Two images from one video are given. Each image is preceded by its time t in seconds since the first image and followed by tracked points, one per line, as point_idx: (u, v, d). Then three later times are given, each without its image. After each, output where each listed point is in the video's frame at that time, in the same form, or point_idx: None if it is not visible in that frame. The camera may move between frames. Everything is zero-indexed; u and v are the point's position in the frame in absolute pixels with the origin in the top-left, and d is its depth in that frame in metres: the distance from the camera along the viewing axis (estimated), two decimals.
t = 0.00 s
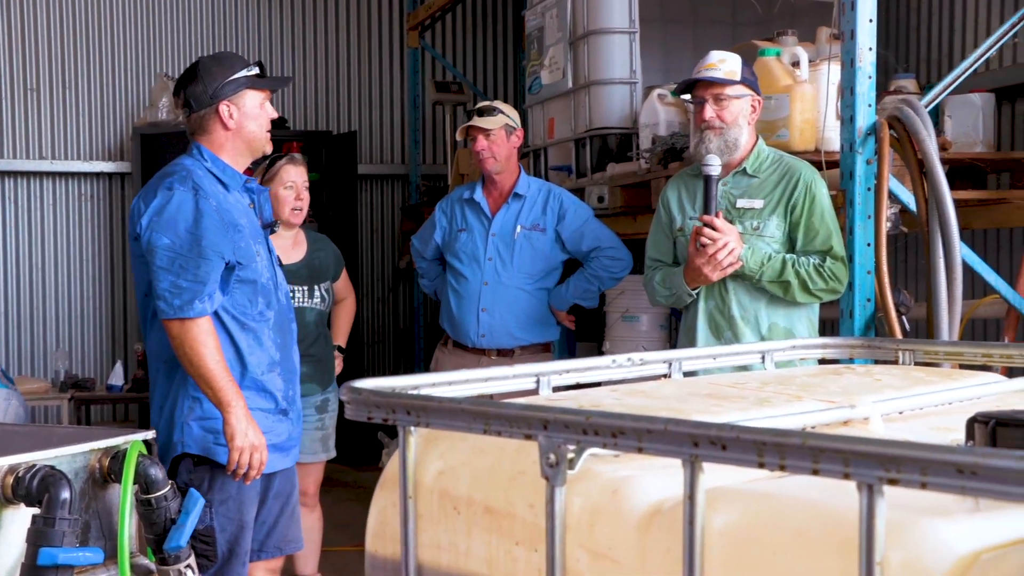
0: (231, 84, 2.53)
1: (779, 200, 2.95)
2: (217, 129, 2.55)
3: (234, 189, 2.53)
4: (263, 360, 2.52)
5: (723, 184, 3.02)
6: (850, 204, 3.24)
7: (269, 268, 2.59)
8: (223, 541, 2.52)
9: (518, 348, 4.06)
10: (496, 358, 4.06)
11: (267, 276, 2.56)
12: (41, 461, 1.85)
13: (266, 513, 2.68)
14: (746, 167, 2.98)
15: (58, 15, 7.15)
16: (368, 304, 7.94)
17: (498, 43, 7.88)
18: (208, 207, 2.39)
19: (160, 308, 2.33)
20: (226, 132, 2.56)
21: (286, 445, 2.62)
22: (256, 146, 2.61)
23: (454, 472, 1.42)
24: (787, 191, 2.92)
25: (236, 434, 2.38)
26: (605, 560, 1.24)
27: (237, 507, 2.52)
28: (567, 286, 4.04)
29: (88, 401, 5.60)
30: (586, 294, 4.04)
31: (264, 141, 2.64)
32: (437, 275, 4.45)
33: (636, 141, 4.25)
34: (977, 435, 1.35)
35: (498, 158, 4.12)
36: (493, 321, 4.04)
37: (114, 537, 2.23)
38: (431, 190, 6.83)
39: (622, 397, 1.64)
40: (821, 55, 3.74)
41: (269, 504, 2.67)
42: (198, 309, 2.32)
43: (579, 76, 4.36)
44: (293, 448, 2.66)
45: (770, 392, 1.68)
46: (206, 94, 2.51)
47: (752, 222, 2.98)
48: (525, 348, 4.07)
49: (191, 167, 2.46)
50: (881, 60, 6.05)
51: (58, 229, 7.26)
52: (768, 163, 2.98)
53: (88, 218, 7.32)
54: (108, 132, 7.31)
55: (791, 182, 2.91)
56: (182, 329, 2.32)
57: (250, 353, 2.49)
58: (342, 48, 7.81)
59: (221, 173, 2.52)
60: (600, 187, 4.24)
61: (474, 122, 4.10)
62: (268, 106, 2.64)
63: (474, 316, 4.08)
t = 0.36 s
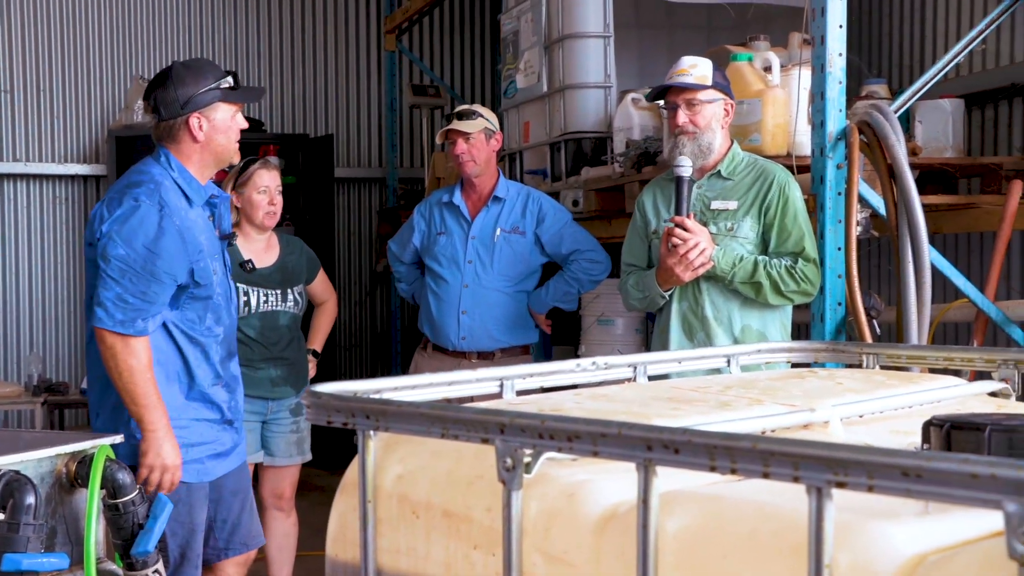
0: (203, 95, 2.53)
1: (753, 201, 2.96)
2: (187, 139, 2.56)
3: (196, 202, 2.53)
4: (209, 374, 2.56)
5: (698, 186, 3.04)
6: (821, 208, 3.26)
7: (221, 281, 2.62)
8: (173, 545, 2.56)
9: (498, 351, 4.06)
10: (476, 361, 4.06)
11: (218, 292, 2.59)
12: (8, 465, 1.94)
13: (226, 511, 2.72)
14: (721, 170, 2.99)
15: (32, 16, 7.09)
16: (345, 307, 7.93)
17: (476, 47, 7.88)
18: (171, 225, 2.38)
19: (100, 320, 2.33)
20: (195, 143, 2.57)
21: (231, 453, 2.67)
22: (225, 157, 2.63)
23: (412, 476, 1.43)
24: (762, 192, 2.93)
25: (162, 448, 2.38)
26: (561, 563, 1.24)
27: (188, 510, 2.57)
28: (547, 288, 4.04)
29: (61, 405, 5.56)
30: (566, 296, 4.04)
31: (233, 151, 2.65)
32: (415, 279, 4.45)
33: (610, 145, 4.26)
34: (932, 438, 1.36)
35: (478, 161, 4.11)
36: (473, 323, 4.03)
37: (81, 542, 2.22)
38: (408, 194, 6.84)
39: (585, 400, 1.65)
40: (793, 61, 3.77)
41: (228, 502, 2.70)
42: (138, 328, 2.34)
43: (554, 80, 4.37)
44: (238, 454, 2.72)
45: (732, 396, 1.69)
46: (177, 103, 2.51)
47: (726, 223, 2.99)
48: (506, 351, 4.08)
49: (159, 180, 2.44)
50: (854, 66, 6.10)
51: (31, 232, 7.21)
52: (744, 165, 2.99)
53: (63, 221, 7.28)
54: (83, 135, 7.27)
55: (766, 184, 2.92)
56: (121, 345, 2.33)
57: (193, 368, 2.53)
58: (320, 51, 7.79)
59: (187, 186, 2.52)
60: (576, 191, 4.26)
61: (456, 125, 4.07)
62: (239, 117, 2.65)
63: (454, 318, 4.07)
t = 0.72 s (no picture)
0: (161, 110, 2.65)
1: (736, 209, 2.97)
2: (145, 153, 2.67)
3: (156, 213, 2.63)
4: (167, 377, 2.67)
5: (682, 194, 3.05)
6: (800, 215, 3.27)
7: (185, 290, 2.73)
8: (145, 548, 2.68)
9: (479, 359, 4.06)
10: (459, 369, 4.06)
11: (180, 299, 2.69)
12: None
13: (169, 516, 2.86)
14: (705, 178, 3.01)
15: (13, 26, 7.07)
16: (329, 316, 7.92)
17: (460, 55, 7.90)
18: (113, 235, 2.48)
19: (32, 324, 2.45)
20: (153, 158, 2.68)
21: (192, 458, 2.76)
22: (186, 169, 2.72)
23: (383, 484, 1.43)
24: (745, 200, 2.94)
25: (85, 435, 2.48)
26: (529, 570, 1.24)
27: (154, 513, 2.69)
28: (530, 296, 4.05)
29: (43, 415, 5.54)
30: (548, 305, 4.06)
31: (195, 164, 2.75)
32: (398, 286, 4.44)
33: (593, 153, 4.28)
34: (902, 444, 1.37)
35: (460, 170, 4.12)
36: (455, 332, 4.03)
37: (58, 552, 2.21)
38: (391, 202, 6.84)
39: (558, 408, 1.65)
40: (772, 69, 3.79)
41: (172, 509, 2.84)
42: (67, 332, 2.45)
43: (536, 88, 4.38)
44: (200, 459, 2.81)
45: (706, 403, 1.70)
46: (134, 119, 2.63)
47: (709, 230, 2.99)
48: (486, 359, 4.07)
49: (114, 191, 2.55)
50: (834, 74, 6.13)
51: (14, 241, 7.19)
52: (727, 173, 3.01)
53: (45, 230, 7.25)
54: (65, 143, 7.25)
55: (748, 193, 2.93)
56: (48, 348, 2.44)
57: (146, 372, 2.63)
58: (303, 60, 7.79)
59: (145, 197, 2.62)
60: (557, 199, 4.25)
61: (438, 133, 4.08)
62: (201, 131, 2.75)
63: (436, 328, 4.06)
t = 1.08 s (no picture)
0: (140, 129, 2.80)
1: (727, 211, 2.97)
2: (127, 170, 2.83)
3: (130, 224, 2.76)
4: (118, 382, 2.76)
5: (673, 197, 3.05)
6: (790, 218, 3.27)
7: (147, 301, 2.83)
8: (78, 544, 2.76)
9: (467, 363, 4.06)
10: (446, 372, 4.06)
11: (140, 310, 2.79)
12: None
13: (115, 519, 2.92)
14: (696, 181, 3.01)
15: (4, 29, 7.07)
16: (322, 319, 7.92)
17: (453, 58, 7.91)
18: (81, 237, 2.61)
19: None
20: (135, 174, 2.84)
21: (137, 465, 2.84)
22: (167, 185, 2.86)
23: (366, 485, 1.43)
24: (736, 203, 2.95)
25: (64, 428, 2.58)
26: (511, 570, 1.24)
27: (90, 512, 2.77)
28: (516, 299, 4.05)
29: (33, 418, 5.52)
30: (535, 307, 4.06)
31: (178, 181, 2.88)
32: (386, 290, 4.44)
33: (583, 156, 4.27)
34: (884, 445, 1.37)
35: (449, 176, 4.12)
36: (442, 336, 4.03)
37: (45, 555, 2.20)
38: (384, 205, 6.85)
39: (542, 410, 1.65)
40: (763, 72, 3.80)
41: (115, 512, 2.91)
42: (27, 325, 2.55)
43: (528, 91, 4.39)
44: (146, 468, 2.88)
45: (690, 405, 1.70)
46: (115, 136, 2.80)
47: (700, 232, 2.99)
48: (474, 363, 4.07)
49: (91, 198, 2.69)
50: (825, 78, 6.15)
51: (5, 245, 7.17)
52: (718, 176, 3.01)
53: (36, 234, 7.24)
54: (58, 147, 7.25)
55: (739, 196, 2.94)
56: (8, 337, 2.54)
57: (97, 373, 2.72)
58: (295, 63, 7.80)
59: (121, 208, 2.75)
60: (549, 203, 4.26)
61: (424, 144, 4.08)
62: (183, 148, 2.89)
63: (423, 331, 4.06)
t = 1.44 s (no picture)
0: (106, 121, 2.78)
1: (733, 210, 2.97)
2: (95, 163, 2.81)
3: (102, 213, 2.79)
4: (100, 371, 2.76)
5: (678, 196, 3.05)
6: (792, 218, 3.27)
7: (129, 288, 2.83)
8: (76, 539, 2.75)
9: (468, 362, 4.06)
10: (447, 372, 4.06)
11: (120, 294, 2.79)
12: None
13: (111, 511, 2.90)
14: (702, 179, 3.00)
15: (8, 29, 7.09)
16: (324, 318, 7.92)
17: (455, 58, 7.91)
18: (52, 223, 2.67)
19: None
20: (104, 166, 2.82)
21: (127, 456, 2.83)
22: (136, 177, 2.83)
23: (365, 483, 1.43)
24: (742, 202, 2.94)
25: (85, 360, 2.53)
26: (510, 568, 1.24)
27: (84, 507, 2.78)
28: (517, 298, 4.06)
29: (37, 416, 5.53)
30: (535, 306, 4.06)
31: (147, 173, 2.86)
32: (385, 290, 4.44)
33: (586, 155, 4.28)
34: (885, 443, 1.37)
35: (448, 175, 4.12)
36: (443, 335, 4.03)
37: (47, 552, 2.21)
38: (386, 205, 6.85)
39: (542, 408, 1.65)
40: (765, 71, 3.80)
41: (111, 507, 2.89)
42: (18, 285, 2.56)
43: (529, 91, 4.39)
44: (141, 461, 2.87)
45: (691, 403, 1.70)
46: (82, 128, 2.78)
47: (705, 230, 2.98)
48: (475, 361, 4.07)
49: (60, 189, 2.74)
50: (827, 77, 6.14)
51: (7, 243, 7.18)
52: (724, 176, 3.01)
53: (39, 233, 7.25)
54: (60, 146, 7.26)
55: (745, 195, 2.93)
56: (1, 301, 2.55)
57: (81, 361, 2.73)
58: (298, 63, 7.80)
59: (92, 198, 2.78)
60: (551, 202, 4.25)
61: (424, 141, 4.08)
62: (151, 140, 2.86)
63: (424, 331, 4.06)
